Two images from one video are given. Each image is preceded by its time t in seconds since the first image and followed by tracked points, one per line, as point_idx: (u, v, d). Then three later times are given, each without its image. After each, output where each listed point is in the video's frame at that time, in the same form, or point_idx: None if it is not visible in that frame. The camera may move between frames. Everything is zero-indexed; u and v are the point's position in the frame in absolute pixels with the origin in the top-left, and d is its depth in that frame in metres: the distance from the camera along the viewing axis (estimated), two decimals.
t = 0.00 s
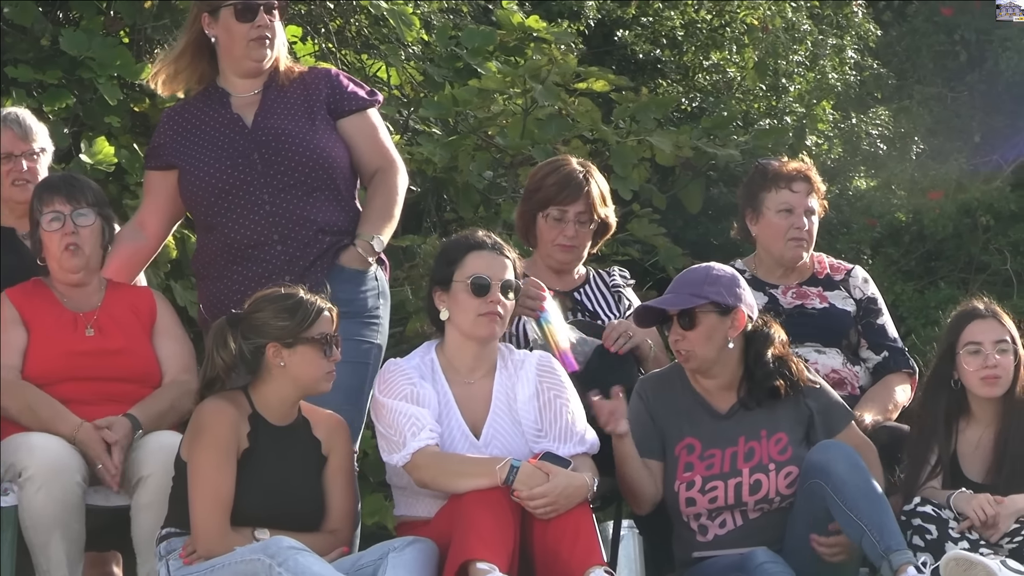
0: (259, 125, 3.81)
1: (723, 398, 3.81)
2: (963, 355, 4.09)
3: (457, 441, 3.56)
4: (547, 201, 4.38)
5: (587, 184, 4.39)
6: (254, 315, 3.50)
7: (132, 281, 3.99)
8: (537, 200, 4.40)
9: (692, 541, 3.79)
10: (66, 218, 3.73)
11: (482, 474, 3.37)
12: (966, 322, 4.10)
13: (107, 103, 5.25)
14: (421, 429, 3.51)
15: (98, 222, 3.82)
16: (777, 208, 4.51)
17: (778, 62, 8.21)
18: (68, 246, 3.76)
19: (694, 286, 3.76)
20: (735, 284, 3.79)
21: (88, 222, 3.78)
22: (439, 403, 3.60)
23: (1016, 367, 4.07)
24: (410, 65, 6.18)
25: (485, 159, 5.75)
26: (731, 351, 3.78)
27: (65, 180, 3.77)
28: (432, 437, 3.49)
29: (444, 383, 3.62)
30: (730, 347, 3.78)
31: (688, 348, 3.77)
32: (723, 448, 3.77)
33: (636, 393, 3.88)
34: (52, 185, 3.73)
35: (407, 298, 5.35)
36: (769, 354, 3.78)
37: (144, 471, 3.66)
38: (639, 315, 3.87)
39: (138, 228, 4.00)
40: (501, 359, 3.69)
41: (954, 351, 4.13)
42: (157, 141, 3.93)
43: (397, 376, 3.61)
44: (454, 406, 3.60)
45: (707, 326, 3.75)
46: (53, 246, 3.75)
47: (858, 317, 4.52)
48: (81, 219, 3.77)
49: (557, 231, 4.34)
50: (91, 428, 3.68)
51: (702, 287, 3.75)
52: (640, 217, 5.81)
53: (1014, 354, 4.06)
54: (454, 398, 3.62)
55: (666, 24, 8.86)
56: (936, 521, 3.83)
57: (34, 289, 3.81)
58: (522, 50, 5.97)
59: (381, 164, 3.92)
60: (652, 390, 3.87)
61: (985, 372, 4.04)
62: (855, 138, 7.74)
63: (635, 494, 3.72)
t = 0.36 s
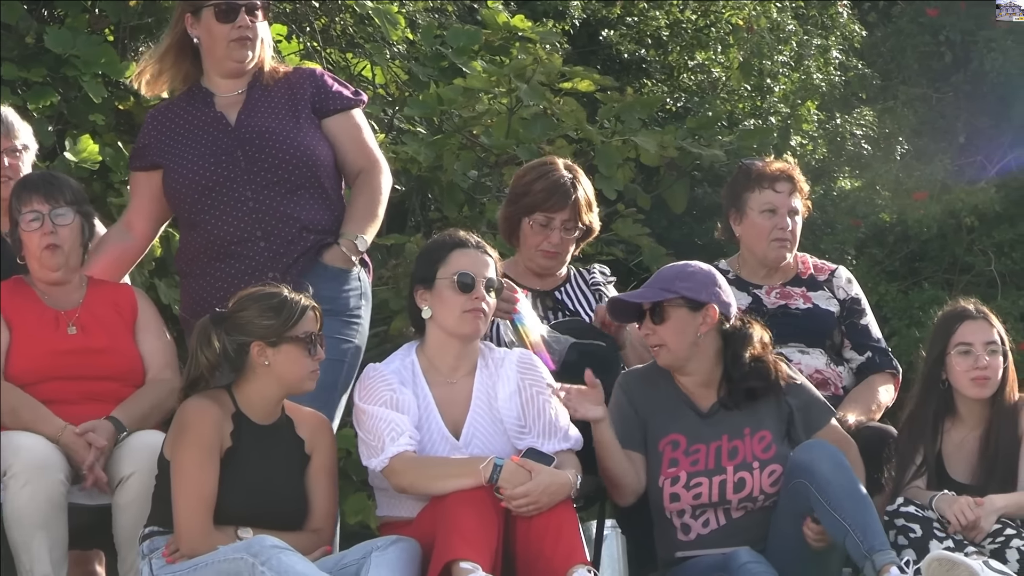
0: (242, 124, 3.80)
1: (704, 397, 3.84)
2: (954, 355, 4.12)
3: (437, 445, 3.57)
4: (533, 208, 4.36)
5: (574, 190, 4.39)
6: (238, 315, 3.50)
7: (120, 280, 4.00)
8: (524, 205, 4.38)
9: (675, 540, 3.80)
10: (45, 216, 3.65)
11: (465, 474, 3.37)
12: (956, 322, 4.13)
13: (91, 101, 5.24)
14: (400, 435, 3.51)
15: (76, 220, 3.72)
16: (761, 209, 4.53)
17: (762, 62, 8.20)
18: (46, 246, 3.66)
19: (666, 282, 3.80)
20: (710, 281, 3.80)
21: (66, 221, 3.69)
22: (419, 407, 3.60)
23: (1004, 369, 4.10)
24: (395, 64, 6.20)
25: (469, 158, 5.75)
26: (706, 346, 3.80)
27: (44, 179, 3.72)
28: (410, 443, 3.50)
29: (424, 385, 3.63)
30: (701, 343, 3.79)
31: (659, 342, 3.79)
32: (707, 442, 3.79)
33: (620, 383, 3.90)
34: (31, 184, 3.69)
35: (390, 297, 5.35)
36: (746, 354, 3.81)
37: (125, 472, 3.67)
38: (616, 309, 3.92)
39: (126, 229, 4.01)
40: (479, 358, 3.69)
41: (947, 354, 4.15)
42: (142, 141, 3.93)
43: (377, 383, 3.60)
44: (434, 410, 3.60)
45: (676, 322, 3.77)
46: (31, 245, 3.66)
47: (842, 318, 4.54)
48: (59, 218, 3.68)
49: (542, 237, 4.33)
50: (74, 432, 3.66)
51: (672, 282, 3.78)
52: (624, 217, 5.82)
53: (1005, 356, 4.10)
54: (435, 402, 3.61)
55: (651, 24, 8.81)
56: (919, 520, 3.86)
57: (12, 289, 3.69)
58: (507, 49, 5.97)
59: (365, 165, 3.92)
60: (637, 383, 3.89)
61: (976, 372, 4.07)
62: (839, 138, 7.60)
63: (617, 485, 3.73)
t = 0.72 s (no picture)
0: (215, 124, 3.80)
1: (677, 396, 3.87)
2: (927, 356, 4.16)
3: (411, 444, 3.58)
4: (516, 208, 4.37)
5: (555, 194, 4.39)
6: (211, 314, 3.50)
7: (93, 279, 3.99)
8: (506, 206, 4.38)
9: (647, 541, 3.82)
10: (16, 218, 3.66)
11: (437, 473, 3.39)
12: (930, 323, 4.18)
13: (65, 100, 5.22)
14: (375, 432, 3.52)
15: (52, 220, 3.74)
16: (735, 211, 4.56)
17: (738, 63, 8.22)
18: (19, 246, 3.68)
19: (642, 285, 3.80)
20: (684, 280, 3.83)
21: (40, 221, 3.70)
22: (394, 406, 3.62)
23: (977, 373, 4.15)
24: (369, 64, 6.20)
25: (442, 158, 5.75)
26: (683, 347, 3.84)
27: (17, 178, 3.70)
28: (384, 440, 3.50)
29: (399, 384, 3.64)
30: (679, 344, 3.82)
31: (640, 348, 3.81)
32: (679, 443, 3.81)
33: (591, 387, 3.92)
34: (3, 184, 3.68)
35: (363, 297, 5.35)
36: (717, 349, 3.85)
37: (97, 478, 3.66)
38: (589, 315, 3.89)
39: (97, 228, 4.01)
40: (458, 358, 3.71)
41: (921, 360, 4.19)
42: (115, 140, 3.93)
43: (353, 380, 3.61)
44: (409, 410, 3.61)
45: (656, 325, 3.79)
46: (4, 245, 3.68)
47: (815, 319, 4.57)
48: (32, 219, 3.68)
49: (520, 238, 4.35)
50: (45, 434, 3.62)
51: (649, 286, 3.79)
52: (598, 217, 5.83)
53: (977, 358, 4.15)
54: (409, 402, 3.63)
55: (626, 24, 8.79)
56: (890, 522, 3.89)
57: None
58: (481, 49, 5.98)
59: (339, 163, 3.92)
60: (609, 385, 3.90)
61: (949, 373, 4.10)
62: (812, 139, 7.51)
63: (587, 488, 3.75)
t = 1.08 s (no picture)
0: (170, 119, 3.80)
1: (634, 396, 3.91)
2: (881, 358, 4.23)
3: (369, 445, 3.60)
4: (476, 209, 4.39)
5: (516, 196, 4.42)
6: (169, 313, 3.50)
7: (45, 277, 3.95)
8: (466, 206, 4.40)
9: (603, 541, 3.87)
10: None
11: (396, 473, 3.41)
12: (885, 325, 4.25)
13: (22, 100, 5.19)
14: (332, 432, 3.53)
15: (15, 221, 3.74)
16: (691, 212, 4.62)
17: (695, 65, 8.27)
18: None
19: (622, 279, 3.87)
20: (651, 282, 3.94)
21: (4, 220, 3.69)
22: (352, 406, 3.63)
23: (932, 373, 4.21)
24: (326, 64, 6.22)
25: (399, 158, 5.78)
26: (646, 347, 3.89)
27: None
28: (343, 441, 3.52)
29: (357, 384, 3.66)
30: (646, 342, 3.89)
31: (620, 339, 3.83)
32: (636, 443, 3.85)
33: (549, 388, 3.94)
34: None
35: (320, 297, 5.36)
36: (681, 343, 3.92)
37: (54, 476, 3.66)
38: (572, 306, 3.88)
39: (48, 223, 3.96)
40: (416, 361, 3.73)
41: (875, 360, 4.27)
42: (70, 135, 3.92)
43: (312, 379, 3.63)
44: (367, 410, 3.63)
45: (638, 319, 3.84)
46: None
47: (771, 320, 4.62)
48: None
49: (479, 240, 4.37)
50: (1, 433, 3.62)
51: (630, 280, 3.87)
52: (554, 218, 5.88)
53: (932, 360, 4.21)
54: (367, 402, 3.65)
55: (582, 26, 8.77)
56: (846, 524, 3.95)
57: None
58: (438, 49, 6.00)
59: (294, 160, 3.93)
60: (565, 389, 3.92)
61: (903, 374, 4.17)
62: (769, 140, 7.51)
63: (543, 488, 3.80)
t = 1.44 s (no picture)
0: (137, 119, 3.80)
1: (594, 399, 3.95)
2: (841, 362, 4.30)
3: (329, 447, 3.63)
4: (441, 212, 4.42)
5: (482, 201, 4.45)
6: (130, 314, 3.51)
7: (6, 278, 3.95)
8: (431, 209, 4.43)
9: (563, 541, 3.91)
10: None
11: (348, 472, 3.42)
12: (844, 329, 4.31)
13: None
14: (284, 432, 3.55)
15: None
16: (652, 215, 4.67)
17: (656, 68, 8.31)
18: None
19: (576, 278, 3.89)
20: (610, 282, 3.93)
21: None
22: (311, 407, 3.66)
23: (891, 376, 4.28)
24: (288, 66, 6.20)
25: (361, 160, 5.78)
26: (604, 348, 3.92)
27: None
28: (292, 441, 3.54)
29: (316, 386, 3.68)
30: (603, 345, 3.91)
31: (564, 338, 3.87)
32: (595, 443, 3.89)
33: (510, 385, 3.99)
34: None
35: (282, 299, 5.37)
36: (640, 350, 3.94)
37: (15, 476, 3.65)
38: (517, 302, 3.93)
39: (11, 224, 3.91)
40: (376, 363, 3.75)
41: (834, 363, 4.33)
42: (32, 135, 3.89)
43: (270, 381, 3.65)
44: (325, 411, 3.66)
45: (586, 319, 3.86)
46: None
47: (732, 323, 4.67)
48: None
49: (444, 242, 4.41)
50: None
51: (584, 279, 3.88)
52: (516, 220, 5.91)
53: (892, 363, 4.28)
54: (327, 403, 3.67)
55: (545, 28, 8.74)
56: (807, 527, 3.99)
57: None
58: (401, 51, 6.01)
59: (258, 162, 3.96)
60: (525, 387, 3.98)
61: (863, 379, 4.24)
62: (731, 142, 7.30)
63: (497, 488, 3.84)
